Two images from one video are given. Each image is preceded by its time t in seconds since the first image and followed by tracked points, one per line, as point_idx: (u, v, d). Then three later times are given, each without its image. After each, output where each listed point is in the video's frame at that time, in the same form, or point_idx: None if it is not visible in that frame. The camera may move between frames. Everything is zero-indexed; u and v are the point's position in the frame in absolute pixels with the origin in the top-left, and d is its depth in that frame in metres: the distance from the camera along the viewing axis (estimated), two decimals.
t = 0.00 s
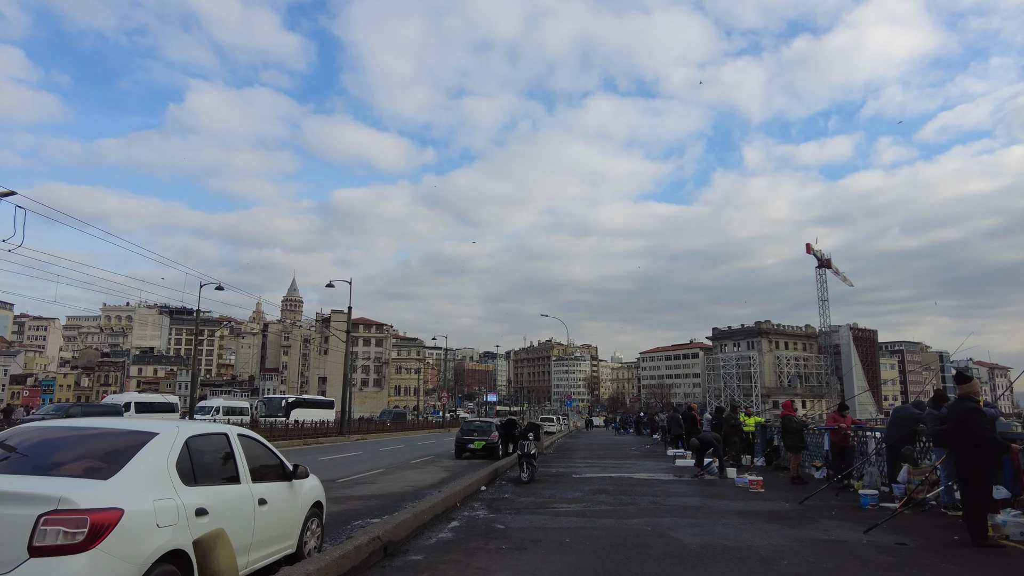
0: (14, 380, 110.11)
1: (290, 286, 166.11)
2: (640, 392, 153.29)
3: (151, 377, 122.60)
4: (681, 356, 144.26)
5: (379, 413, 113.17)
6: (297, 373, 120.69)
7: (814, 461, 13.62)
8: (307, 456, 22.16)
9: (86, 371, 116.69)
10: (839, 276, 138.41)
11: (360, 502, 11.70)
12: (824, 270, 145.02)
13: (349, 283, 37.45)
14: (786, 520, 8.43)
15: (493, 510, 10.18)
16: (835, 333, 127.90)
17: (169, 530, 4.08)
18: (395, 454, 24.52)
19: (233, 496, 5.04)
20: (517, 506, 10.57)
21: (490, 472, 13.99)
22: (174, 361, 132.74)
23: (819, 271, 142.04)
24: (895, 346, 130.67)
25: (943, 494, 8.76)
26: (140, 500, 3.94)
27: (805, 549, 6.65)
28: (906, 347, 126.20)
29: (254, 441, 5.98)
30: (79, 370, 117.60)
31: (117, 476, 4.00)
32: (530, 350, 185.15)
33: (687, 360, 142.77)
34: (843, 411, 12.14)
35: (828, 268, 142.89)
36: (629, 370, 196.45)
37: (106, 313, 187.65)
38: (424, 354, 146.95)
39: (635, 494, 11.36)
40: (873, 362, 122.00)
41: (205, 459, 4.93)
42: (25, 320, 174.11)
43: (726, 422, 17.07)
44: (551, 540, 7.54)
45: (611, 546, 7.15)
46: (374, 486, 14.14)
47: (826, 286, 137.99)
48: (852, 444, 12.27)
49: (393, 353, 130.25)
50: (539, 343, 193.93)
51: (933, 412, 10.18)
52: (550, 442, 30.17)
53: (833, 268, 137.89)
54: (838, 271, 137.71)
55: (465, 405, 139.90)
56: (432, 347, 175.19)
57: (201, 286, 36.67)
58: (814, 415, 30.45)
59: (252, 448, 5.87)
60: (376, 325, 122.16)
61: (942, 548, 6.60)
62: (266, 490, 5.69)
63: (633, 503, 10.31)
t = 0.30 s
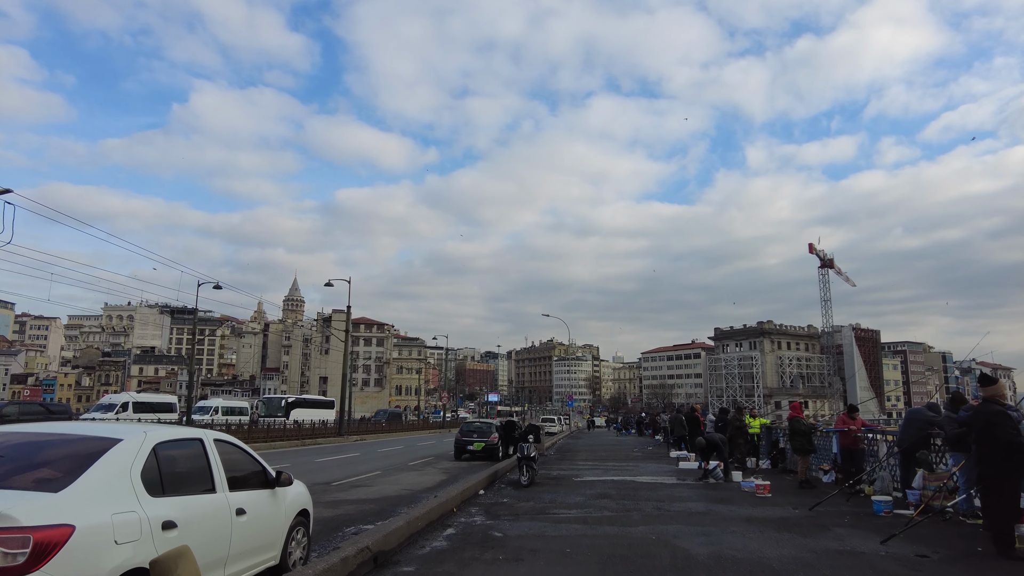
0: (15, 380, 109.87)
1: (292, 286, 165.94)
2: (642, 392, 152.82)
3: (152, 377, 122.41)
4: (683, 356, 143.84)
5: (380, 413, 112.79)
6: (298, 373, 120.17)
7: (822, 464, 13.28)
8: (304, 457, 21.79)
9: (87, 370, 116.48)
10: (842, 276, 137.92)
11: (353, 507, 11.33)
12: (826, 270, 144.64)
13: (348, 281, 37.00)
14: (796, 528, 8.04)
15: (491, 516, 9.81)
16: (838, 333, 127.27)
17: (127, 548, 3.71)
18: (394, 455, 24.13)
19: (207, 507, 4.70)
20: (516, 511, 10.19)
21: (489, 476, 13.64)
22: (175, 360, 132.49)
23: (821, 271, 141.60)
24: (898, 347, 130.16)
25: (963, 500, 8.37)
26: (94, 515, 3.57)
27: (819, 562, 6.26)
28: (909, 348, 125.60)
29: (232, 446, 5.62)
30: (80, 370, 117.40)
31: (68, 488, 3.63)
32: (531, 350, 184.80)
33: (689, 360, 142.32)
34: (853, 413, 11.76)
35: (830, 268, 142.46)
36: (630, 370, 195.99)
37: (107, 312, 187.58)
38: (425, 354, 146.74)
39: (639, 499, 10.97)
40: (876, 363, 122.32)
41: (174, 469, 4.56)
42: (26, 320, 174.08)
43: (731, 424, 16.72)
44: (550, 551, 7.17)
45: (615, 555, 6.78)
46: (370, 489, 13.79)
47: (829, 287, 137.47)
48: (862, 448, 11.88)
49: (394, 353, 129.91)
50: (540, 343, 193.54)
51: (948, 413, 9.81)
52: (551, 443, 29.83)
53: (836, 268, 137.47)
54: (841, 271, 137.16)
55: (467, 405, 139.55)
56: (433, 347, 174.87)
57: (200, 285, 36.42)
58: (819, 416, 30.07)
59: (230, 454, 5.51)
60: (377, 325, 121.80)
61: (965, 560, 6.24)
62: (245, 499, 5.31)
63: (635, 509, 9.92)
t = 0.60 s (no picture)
0: (12, 381, 109.44)
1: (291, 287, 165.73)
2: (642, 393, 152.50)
3: (150, 378, 122.08)
4: (683, 357, 143.56)
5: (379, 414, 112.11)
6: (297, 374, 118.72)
7: (826, 465, 12.94)
8: (298, 458, 21.47)
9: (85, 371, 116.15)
10: (842, 277, 137.71)
11: (343, 509, 10.99)
12: (826, 271, 144.38)
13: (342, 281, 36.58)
14: (804, 533, 7.66)
15: (484, 519, 9.45)
16: (838, 334, 126.95)
17: (70, 555, 3.35)
18: (390, 456, 23.81)
19: (171, 513, 4.33)
20: (510, 514, 9.84)
21: (484, 477, 13.31)
22: (174, 361, 132.12)
23: (821, 271, 141.38)
24: (898, 347, 130.06)
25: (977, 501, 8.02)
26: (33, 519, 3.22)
27: (828, 568, 5.91)
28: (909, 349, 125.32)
29: (203, 446, 5.27)
30: (78, 371, 117.00)
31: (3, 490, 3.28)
32: (530, 351, 184.48)
33: (689, 361, 142.04)
34: (859, 412, 11.42)
35: (830, 269, 142.25)
36: (630, 371, 195.71)
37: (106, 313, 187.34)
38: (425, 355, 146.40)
39: (637, 501, 10.64)
40: (876, 362, 122.79)
41: (135, 468, 4.21)
42: (25, 321, 173.76)
43: (733, 424, 16.36)
44: (545, 556, 6.81)
45: (613, 562, 6.42)
46: (362, 490, 13.44)
47: (829, 287, 137.23)
48: (869, 448, 11.51)
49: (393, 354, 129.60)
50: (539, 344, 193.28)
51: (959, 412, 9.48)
52: (550, 443, 29.55)
53: (836, 269, 137.26)
54: (841, 272, 136.95)
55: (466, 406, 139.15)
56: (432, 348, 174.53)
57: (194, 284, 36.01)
58: (820, 417, 29.77)
59: (197, 454, 5.13)
60: (375, 325, 121.46)
61: (983, 566, 5.89)
62: (216, 501, 4.97)
63: (635, 511, 9.59)
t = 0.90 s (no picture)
0: (10, 382, 109.07)
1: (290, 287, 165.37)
2: (642, 394, 152.01)
3: (149, 379, 121.58)
4: (683, 357, 143.09)
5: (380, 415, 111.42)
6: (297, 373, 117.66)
7: (834, 468, 12.58)
8: (293, 461, 21.13)
9: (84, 372, 115.69)
10: (842, 277, 137.40)
11: (335, 515, 10.63)
12: (827, 270, 144.05)
13: (340, 280, 36.25)
14: (815, 542, 7.29)
15: (480, 526, 9.05)
16: (838, 334, 126.51)
17: None
18: (387, 458, 23.47)
19: (128, 527, 3.95)
20: (507, 521, 9.45)
21: (481, 481, 12.95)
22: (173, 361, 131.73)
23: (822, 271, 141.08)
24: (898, 347, 129.47)
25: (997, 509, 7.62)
26: None
27: None
28: (909, 349, 124.93)
29: (172, 453, 4.91)
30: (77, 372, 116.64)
31: None
32: (530, 352, 184.12)
33: (689, 361, 141.60)
34: (868, 414, 11.05)
35: (831, 268, 141.87)
36: (630, 372, 195.31)
37: (105, 314, 186.73)
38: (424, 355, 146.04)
39: (640, 507, 10.27)
40: (877, 363, 119.89)
41: (90, 478, 3.86)
42: (24, 322, 173.48)
43: (736, 425, 16.00)
44: (540, 568, 6.42)
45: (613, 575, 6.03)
46: (357, 495, 13.07)
47: (829, 287, 136.94)
48: (880, 451, 11.10)
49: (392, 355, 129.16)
50: (539, 344, 192.80)
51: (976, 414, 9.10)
52: (550, 445, 29.20)
53: (836, 269, 136.95)
54: (842, 271, 136.59)
55: (465, 406, 138.72)
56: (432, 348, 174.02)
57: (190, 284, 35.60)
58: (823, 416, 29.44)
59: (166, 461, 4.76)
60: (375, 326, 121.11)
61: None
62: (185, 513, 4.61)
63: (637, 518, 9.19)
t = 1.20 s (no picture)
0: (11, 381, 108.77)
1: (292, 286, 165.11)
2: (644, 393, 151.61)
3: (150, 378, 121.38)
4: (685, 357, 142.57)
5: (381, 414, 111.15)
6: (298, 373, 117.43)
7: (845, 469, 12.21)
8: (291, 461, 20.78)
9: (85, 371, 115.52)
10: (845, 277, 136.90)
11: (329, 518, 10.22)
12: (829, 270, 143.49)
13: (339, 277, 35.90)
14: (831, 549, 6.91)
15: (478, 531, 8.66)
16: (841, 334, 125.93)
17: None
18: (387, 458, 23.18)
19: (91, 538, 3.61)
20: (507, 525, 9.07)
21: (481, 482, 12.59)
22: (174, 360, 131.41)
23: (824, 270, 140.62)
24: (901, 347, 128.95)
25: None
26: None
27: None
28: (912, 349, 124.36)
29: (144, 454, 4.56)
30: (78, 370, 116.20)
31: None
32: (532, 351, 183.74)
33: (691, 361, 141.14)
34: (882, 413, 10.64)
35: (834, 268, 141.37)
36: (632, 371, 194.82)
37: (106, 313, 186.58)
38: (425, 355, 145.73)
39: (646, 510, 9.87)
40: (880, 362, 118.84)
41: (46, 483, 3.52)
42: (25, 320, 173.21)
43: (743, 425, 15.61)
44: None
45: None
46: (353, 496, 12.71)
47: (831, 287, 136.46)
48: (894, 452, 10.71)
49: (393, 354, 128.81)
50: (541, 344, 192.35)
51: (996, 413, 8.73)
52: (551, 444, 28.80)
53: (839, 268, 136.42)
54: (844, 271, 136.09)
55: (467, 406, 138.33)
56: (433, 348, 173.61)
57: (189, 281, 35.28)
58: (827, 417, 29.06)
59: (137, 463, 4.38)
60: (376, 324, 120.76)
61: None
62: (157, 519, 4.27)
63: (643, 521, 8.83)
